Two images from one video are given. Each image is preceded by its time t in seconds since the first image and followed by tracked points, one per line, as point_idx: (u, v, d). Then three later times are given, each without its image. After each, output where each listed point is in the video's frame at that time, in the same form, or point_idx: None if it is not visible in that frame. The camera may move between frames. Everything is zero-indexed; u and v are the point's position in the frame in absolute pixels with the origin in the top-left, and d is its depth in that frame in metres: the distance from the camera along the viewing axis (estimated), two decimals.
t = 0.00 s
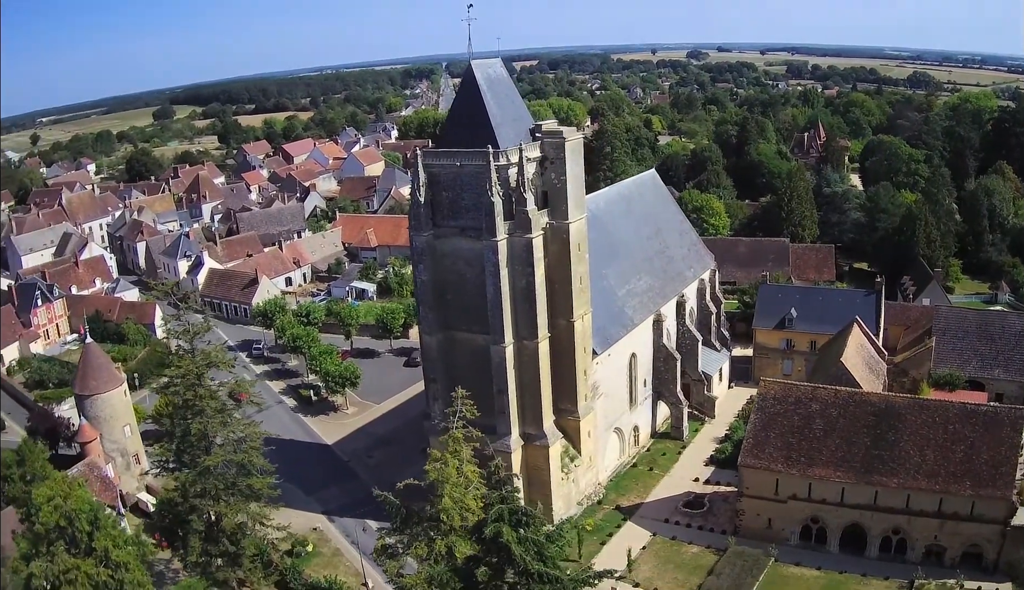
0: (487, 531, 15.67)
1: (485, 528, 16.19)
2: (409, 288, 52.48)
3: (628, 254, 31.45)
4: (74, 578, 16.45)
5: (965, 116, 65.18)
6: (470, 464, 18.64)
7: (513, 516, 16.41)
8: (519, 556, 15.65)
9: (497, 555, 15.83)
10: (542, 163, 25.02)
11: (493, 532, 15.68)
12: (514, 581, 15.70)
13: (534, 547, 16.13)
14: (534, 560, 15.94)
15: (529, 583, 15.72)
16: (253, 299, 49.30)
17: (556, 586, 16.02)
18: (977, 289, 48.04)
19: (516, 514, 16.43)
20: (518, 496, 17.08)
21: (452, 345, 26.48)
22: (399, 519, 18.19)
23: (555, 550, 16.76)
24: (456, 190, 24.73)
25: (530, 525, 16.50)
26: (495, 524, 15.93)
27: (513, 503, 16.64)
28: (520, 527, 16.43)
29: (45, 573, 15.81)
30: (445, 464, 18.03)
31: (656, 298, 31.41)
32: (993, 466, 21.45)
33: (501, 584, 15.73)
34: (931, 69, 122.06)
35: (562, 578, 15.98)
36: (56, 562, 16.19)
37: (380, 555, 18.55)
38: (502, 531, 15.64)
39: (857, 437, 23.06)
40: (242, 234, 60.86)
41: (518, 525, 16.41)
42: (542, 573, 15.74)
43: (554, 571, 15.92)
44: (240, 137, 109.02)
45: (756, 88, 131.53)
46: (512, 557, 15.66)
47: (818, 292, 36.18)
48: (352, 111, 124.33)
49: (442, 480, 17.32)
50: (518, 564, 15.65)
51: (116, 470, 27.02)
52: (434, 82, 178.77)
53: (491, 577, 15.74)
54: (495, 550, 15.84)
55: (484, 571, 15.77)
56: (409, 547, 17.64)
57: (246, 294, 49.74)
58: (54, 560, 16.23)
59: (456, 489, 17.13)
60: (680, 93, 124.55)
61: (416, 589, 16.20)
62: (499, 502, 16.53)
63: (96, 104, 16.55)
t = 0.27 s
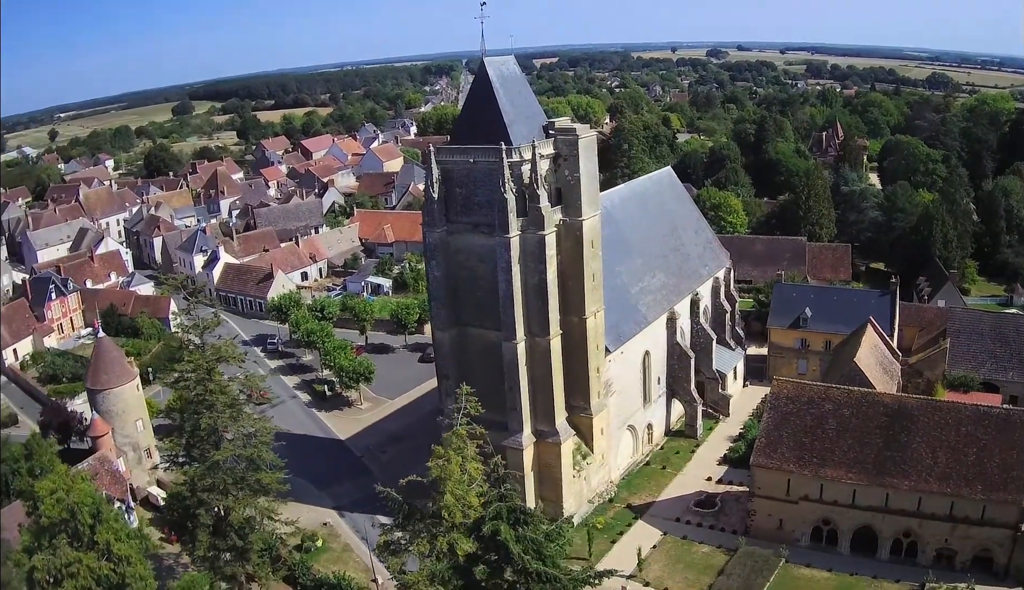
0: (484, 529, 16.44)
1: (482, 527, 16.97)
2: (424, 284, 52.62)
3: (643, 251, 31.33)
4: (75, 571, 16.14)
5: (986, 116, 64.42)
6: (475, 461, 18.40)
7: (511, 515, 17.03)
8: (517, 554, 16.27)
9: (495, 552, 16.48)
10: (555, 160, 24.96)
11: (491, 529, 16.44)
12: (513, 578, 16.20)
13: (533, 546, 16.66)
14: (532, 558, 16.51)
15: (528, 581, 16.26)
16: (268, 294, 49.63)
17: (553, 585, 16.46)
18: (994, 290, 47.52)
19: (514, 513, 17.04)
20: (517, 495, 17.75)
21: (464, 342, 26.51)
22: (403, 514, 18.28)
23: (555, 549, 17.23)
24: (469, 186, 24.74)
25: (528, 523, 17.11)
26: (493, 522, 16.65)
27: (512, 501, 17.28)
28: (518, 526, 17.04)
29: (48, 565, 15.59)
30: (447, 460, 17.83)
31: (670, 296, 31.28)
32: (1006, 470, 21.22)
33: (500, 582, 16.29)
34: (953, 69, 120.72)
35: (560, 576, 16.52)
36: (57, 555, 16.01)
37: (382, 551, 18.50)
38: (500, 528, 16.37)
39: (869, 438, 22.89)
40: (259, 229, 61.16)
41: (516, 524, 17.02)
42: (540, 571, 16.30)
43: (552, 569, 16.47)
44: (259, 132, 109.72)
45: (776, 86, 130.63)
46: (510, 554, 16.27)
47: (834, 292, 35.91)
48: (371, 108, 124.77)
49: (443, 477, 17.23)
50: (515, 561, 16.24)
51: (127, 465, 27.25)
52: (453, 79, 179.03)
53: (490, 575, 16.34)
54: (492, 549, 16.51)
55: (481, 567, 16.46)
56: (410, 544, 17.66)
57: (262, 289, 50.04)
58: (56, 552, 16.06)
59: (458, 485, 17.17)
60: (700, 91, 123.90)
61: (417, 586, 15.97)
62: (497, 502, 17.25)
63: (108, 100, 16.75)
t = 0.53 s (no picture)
0: (482, 527, 16.63)
1: (480, 524, 17.15)
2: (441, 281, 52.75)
3: (658, 250, 31.23)
4: (78, 562, 15.84)
5: (1009, 116, 63.56)
6: (478, 458, 18.25)
7: (510, 513, 17.12)
8: (514, 551, 16.40)
9: (495, 549, 16.61)
10: (569, 157, 24.94)
11: (490, 526, 16.61)
12: (512, 576, 16.29)
13: (532, 544, 16.73)
14: (531, 556, 16.60)
15: (526, 580, 16.29)
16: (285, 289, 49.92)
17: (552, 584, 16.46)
18: (1013, 292, 46.94)
19: (513, 511, 17.13)
20: (517, 492, 17.75)
21: (477, 338, 26.56)
22: (406, 510, 18.45)
23: (554, 547, 17.28)
24: (483, 183, 24.76)
25: (528, 523, 17.21)
26: (492, 520, 16.83)
27: (511, 498, 17.40)
28: (517, 524, 17.15)
29: (49, 558, 15.19)
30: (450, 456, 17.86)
31: (685, 294, 31.16)
32: (1018, 473, 20.99)
33: (498, 579, 16.45)
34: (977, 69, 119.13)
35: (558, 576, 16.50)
36: (61, 545, 15.76)
37: (384, 547, 18.49)
38: (498, 526, 16.49)
39: (880, 439, 22.73)
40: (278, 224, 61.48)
41: (516, 522, 17.13)
42: (537, 570, 16.28)
43: (551, 569, 16.44)
44: (279, 128, 110.52)
45: (797, 85, 129.60)
46: (507, 551, 16.39)
47: (850, 292, 35.65)
48: (392, 103, 125.13)
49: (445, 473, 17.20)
50: (513, 559, 16.35)
51: (140, 457, 27.67)
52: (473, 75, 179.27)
53: (486, 572, 16.52)
54: (490, 547, 16.66)
55: (479, 563, 16.68)
56: (413, 541, 17.69)
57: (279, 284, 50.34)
58: (60, 543, 15.80)
59: (462, 482, 17.30)
60: (721, 89, 123.11)
61: (419, 582, 16.53)
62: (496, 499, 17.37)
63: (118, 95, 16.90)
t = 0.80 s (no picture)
0: (481, 525, 16.73)
1: (478, 521, 17.22)
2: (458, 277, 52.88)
3: (673, 248, 31.10)
4: (82, 554, 15.71)
5: None
6: (483, 456, 18.28)
7: (509, 512, 17.20)
8: (512, 550, 16.48)
9: (494, 548, 16.73)
10: (584, 155, 24.91)
11: (489, 525, 16.71)
12: (510, 575, 16.47)
13: (531, 543, 16.84)
14: (530, 556, 16.71)
15: (525, 579, 16.49)
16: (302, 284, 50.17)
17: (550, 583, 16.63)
18: None
19: (512, 510, 17.21)
20: (515, 491, 17.86)
21: (490, 335, 26.60)
22: (410, 507, 18.63)
23: (555, 547, 17.36)
24: (498, 180, 24.78)
25: (527, 521, 17.32)
26: (490, 518, 16.90)
27: (510, 497, 17.49)
28: (516, 523, 17.25)
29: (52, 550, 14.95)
30: (453, 454, 17.97)
31: (700, 293, 31.03)
32: None
33: (497, 577, 16.64)
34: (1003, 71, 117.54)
35: (556, 575, 16.67)
36: (66, 537, 15.54)
37: (388, 544, 18.45)
38: (497, 524, 16.59)
39: (892, 442, 22.55)
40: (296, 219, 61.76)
41: (515, 521, 17.24)
42: (535, 569, 16.45)
43: (548, 568, 16.60)
44: (300, 123, 111.22)
45: (819, 85, 128.55)
46: (505, 550, 16.48)
47: (866, 293, 35.39)
48: (413, 99, 125.43)
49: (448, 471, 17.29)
50: (511, 558, 16.46)
51: (151, 449, 28.01)
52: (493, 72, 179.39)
53: (485, 570, 16.67)
54: (489, 545, 16.77)
55: (478, 561, 16.81)
56: (416, 538, 17.84)
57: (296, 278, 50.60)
58: (64, 534, 15.58)
59: (464, 480, 17.39)
60: (743, 88, 122.31)
61: (421, 580, 16.48)
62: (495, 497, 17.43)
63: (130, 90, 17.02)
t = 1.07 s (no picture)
0: (479, 525, 16.77)
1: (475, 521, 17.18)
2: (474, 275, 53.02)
3: (688, 249, 31.02)
4: (83, 546, 15.91)
5: None
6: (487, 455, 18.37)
7: (507, 512, 17.27)
8: (510, 552, 16.64)
9: (492, 548, 16.89)
10: (598, 155, 24.90)
11: (485, 525, 16.72)
12: (507, 575, 16.67)
13: (528, 545, 17.02)
14: (527, 557, 16.91)
15: (521, 580, 16.67)
16: (318, 280, 50.46)
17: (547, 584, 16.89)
18: None
19: (509, 510, 17.28)
20: (512, 490, 17.82)
21: (502, 334, 26.66)
22: (413, 505, 18.44)
23: (553, 549, 17.59)
24: (511, 179, 24.81)
25: (525, 521, 17.45)
26: (487, 518, 16.88)
27: (508, 497, 17.50)
28: (514, 524, 17.37)
29: (53, 541, 15.26)
30: (456, 453, 17.96)
31: (715, 294, 30.90)
32: None
33: (496, 577, 16.85)
34: None
35: (552, 576, 16.88)
36: (67, 530, 15.84)
37: (390, 541, 18.69)
38: (494, 524, 16.63)
39: (903, 446, 22.40)
40: (313, 215, 62.09)
41: (513, 522, 17.35)
42: (532, 570, 16.63)
43: (544, 569, 16.78)
44: (320, 119, 111.86)
45: (841, 86, 127.50)
46: (502, 551, 16.65)
47: (882, 295, 35.13)
48: (433, 97, 125.84)
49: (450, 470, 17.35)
50: (508, 558, 16.59)
51: (163, 444, 28.30)
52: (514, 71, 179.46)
53: (481, 570, 16.85)
54: (487, 546, 16.92)
55: (475, 561, 16.91)
56: (416, 535, 17.93)
57: (312, 275, 50.92)
58: (66, 527, 15.91)
59: (466, 479, 17.28)
60: (764, 89, 121.54)
61: (421, 578, 16.59)
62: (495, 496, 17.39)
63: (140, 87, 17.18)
